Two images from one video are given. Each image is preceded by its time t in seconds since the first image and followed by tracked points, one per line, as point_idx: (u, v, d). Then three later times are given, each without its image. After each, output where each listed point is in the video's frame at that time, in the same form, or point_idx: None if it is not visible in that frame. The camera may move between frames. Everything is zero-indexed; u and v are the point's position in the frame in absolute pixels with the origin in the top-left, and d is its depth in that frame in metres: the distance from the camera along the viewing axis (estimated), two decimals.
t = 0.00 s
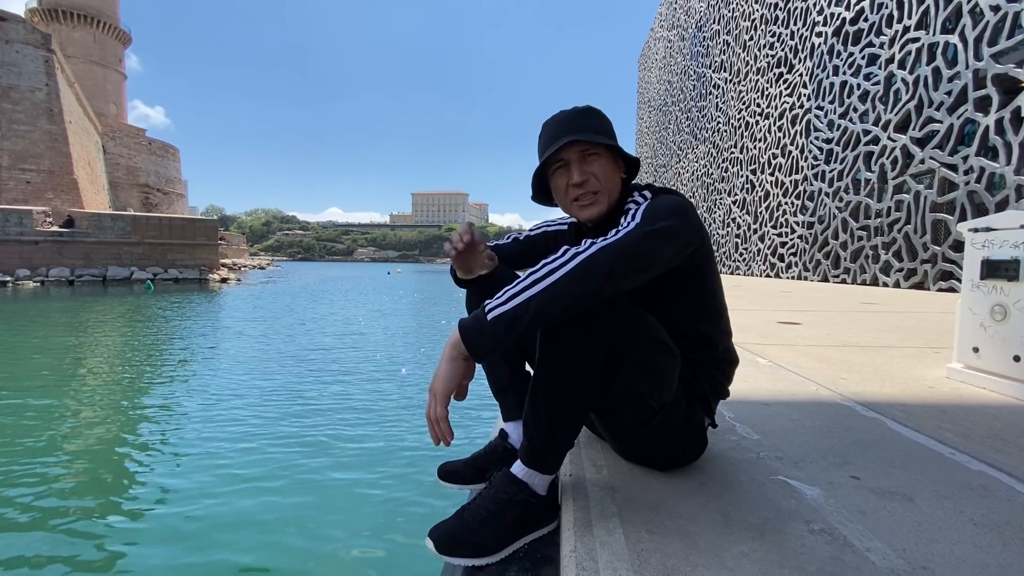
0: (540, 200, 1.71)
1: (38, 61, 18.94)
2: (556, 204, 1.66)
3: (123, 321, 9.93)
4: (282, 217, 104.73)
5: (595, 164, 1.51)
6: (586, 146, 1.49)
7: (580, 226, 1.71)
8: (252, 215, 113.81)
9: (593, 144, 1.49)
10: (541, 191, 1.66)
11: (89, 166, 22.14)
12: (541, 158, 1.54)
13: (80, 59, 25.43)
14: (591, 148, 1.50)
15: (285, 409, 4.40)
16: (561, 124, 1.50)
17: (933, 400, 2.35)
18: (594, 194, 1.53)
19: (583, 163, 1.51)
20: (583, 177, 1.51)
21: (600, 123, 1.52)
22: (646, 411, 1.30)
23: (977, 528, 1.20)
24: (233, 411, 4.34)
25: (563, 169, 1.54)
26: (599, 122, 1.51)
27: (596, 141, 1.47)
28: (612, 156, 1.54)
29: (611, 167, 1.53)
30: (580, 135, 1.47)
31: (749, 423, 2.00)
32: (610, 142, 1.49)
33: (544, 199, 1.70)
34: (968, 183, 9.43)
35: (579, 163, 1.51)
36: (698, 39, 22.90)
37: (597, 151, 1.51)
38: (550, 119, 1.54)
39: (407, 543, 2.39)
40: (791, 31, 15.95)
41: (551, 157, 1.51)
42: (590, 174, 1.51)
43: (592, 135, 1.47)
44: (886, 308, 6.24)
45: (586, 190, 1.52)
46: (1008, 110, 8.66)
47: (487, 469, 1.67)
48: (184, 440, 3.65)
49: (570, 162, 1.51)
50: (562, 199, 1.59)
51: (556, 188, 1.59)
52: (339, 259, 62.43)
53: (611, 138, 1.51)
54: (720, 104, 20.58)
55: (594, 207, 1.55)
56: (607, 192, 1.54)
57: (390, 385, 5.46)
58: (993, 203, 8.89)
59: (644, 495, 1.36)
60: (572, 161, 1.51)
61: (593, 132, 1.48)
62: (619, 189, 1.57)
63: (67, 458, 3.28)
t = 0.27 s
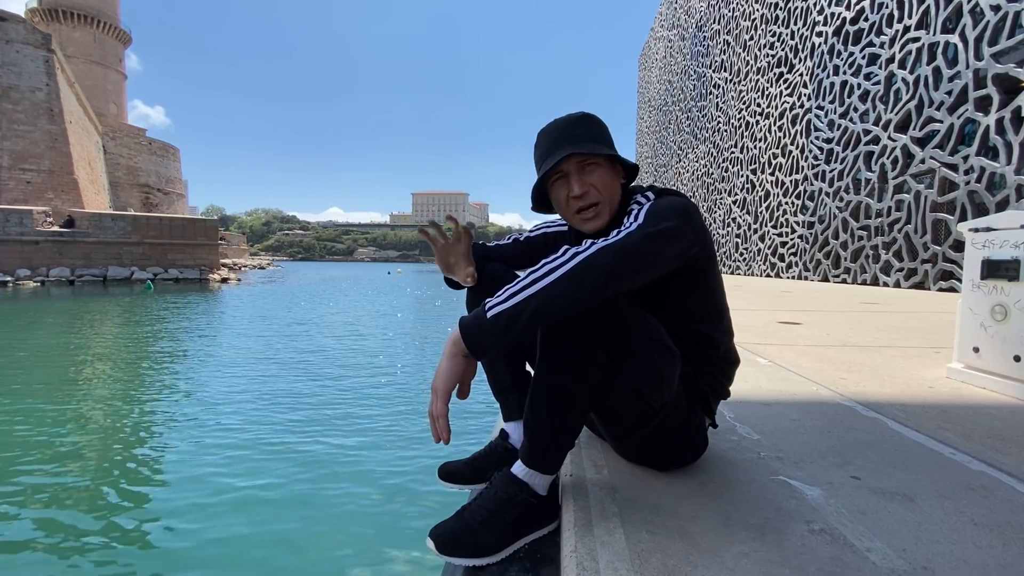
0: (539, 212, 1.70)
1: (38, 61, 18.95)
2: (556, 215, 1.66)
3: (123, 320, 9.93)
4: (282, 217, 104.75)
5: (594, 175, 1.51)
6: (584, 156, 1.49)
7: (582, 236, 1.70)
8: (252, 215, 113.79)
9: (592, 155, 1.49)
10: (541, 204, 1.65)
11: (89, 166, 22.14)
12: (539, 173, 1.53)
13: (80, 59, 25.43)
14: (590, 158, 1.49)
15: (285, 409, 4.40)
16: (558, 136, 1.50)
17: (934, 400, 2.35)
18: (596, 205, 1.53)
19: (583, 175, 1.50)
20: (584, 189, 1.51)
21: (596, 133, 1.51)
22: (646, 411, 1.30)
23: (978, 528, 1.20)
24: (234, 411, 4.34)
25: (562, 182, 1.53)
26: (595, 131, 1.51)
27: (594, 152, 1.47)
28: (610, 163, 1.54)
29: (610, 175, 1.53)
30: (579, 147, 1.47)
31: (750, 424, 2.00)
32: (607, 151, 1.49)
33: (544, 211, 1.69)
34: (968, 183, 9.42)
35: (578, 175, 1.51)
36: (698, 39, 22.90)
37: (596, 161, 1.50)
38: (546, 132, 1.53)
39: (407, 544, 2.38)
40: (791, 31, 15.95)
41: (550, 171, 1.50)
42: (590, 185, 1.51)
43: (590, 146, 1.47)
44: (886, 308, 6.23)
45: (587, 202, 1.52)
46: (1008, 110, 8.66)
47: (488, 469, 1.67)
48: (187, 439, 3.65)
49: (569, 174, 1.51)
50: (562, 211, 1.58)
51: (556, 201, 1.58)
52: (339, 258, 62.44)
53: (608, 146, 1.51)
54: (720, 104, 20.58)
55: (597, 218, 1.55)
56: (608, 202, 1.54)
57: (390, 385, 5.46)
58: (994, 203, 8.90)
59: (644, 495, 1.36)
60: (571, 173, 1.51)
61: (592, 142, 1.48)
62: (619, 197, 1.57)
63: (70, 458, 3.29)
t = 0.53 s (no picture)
0: (539, 201, 1.72)
1: (38, 61, 18.96)
2: (555, 205, 1.66)
3: (124, 320, 9.93)
4: (282, 217, 104.75)
5: (594, 167, 1.51)
6: (586, 147, 1.50)
7: (581, 228, 1.71)
8: (253, 215, 113.80)
9: (593, 146, 1.49)
10: (540, 192, 1.67)
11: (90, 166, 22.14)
12: (540, 159, 1.55)
13: (81, 59, 25.44)
14: (590, 150, 1.50)
15: (286, 409, 4.40)
16: (561, 126, 1.50)
17: (934, 400, 2.35)
18: (593, 197, 1.53)
19: (582, 166, 1.51)
20: (582, 180, 1.51)
21: (600, 126, 1.51)
22: (647, 411, 1.30)
23: (978, 528, 1.20)
24: (236, 410, 4.35)
25: (561, 171, 1.54)
26: (600, 124, 1.51)
27: (595, 143, 1.48)
28: (612, 158, 1.54)
29: (611, 169, 1.53)
30: (580, 136, 1.47)
31: (750, 423, 2.00)
32: (609, 145, 1.49)
33: (544, 200, 1.70)
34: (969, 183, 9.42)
35: (578, 165, 1.51)
36: (699, 39, 22.90)
37: (597, 152, 1.51)
38: (551, 119, 1.54)
39: (408, 544, 2.38)
40: (792, 31, 15.96)
41: (551, 158, 1.52)
42: (589, 176, 1.51)
43: (591, 137, 1.47)
44: (886, 308, 6.23)
45: (583, 192, 1.53)
46: (1009, 109, 8.67)
47: (488, 469, 1.67)
48: (188, 439, 3.66)
49: (569, 163, 1.52)
50: (560, 201, 1.59)
51: (554, 190, 1.59)
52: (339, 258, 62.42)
53: (612, 140, 1.51)
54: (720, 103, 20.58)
55: (592, 210, 1.55)
56: (606, 195, 1.54)
57: (390, 385, 5.46)
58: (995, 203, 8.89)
59: (645, 495, 1.36)
60: (570, 162, 1.52)
61: (594, 134, 1.48)
62: (619, 192, 1.58)
63: (72, 458, 3.29)
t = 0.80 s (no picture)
0: (540, 200, 1.72)
1: (39, 61, 18.95)
2: (556, 203, 1.67)
3: (124, 320, 9.92)
4: (283, 217, 104.83)
5: (593, 163, 1.51)
6: (584, 143, 1.50)
7: (582, 227, 1.70)
8: (253, 215, 113.81)
9: (591, 142, 1.50)
10: (541, 190, 1.67)
11: (90, 166, 22.12)
12: (540, 157, 1.56)
13: (81, 59, 25.46)
14: (589, 146, 1.51)
15: (287, 409, 4.41)
16: (559, 123, 1.51)
17: (935, 400, 2.34)
18: (593, 193, 1.53)
19: (582, 162, 1.51)
20: (581, 175, 1.52)
21: (599, 122, 1.52)
22: (647, 410, 1.30)
23: (978, 527, 1.20)
24: (236, 409, 4.35)
25: (561, 168, 1.55)
26: (599, 121, 1.52)
27: (594, 139, 1.49)
28: (612, 154, 1.55)
29: (610, 166, 1.54)
30: (578, 132, 1.48)
31: (750, 423, 2.00)
32: (607, 140, 1.50)
33: (545, 199, 1.71)
34: (970, 182, 9.41)
35: (577, 161, 1.52)
36: (699, 39, 22.89)
37: (596, 149, 1.51)
38: (551, 118, 1.55)
39: (410, 543, 2.39)
40: (792, 30, 15.95)
41: (550, 155, 1.52)
42: (588, 171, 1.51)
43: (589, 133, 1.48)
44: (885, 307, 6.23)
45: (583, 188, 1.53)
46: (1010, 109, 8.67)
47: (488, 469, 1.67)
48: (189, 438, 3.67)
49: (568, 160, 1.52)
50: (561, 198, 1.59)
51: (555, 187, 1.60)
52: (340, 258, 62.42)
53: (610, 137, 1.52)
54: (721, 103, 20.57)
55: (592, 205, 1.55)
56: (606, 191, 1.54)
57: (390, 384, 5.46)
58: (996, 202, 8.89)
59: (645, 494, 1.36)
60: (570, 159, 1.52)
61: (593, 130, 1.49)
62: (619, 188, 1.58)
63: (74, 457, 3.30)
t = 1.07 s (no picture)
0: (540, 201, 1.72)
1: (40, 61, 18.95)
2: (556, 204, 1.67)
3: (126, 319, 9.93)
4: (283, 217, 104.84)
5: (592, 164, 1.51)
6: (583, 144, 1.50)
7: (582, 226, 1.70)
8: (253, 214, 113.81)
9: (589, 143, 1.50)
10: (541, 191, 1.68)
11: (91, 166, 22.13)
12: (538, 159, 1.56)
13: (82, 59, 25.47)
14: (588, 147, 1.50)
15: (288, 408, 4.41)
16: (558, 125, 1.51)
17: (935, 399, 2.34)
18: (592, 193, 1.53)
19: (580, 163, 1.51)
20: (580, 176, 1.51)
21: (597, 123, 1.52)
22: (647, 409, 1.30)
23: (979, 527, 1.20)
24: (237, 408, 4.36)
25: (560, 169, 1.55)
26: (596, 122, 1.52)
27: (592, 140, 1.48)
28: (610, 155, 1.55)
29: (608, 167, 1.54)
30: (577, 134, 1.48)
31: (750, 422, 2.00)
32: (606, 141, 1.49)
33: (545, 200, 1.71)
34: (971, 182, 9.40)
35: (576, 162, 1.52)
36: (700, 38, 22.88)
37: (594, 150, 1.51)
38: (549, 120, 1.55)
39: (410, 542, 2.38)
40: (793, 29, 15.93)
41: (549, 157, 1.52)
42: (587, 173, 1.51)
43: (587, 134, 1.48)
44: (886, 307, 6.23)
45: (582, 189, 1.52)
46: (1011, 108, 8.67)
47: (489, 468, 1.67)
48: (190, 438, 3.66)
49: (567, 161, 1.52)
50: (560, 199, 1.59)
51: (554, 189, 1.60)
52: (340, 258, 62.44)
53: (608, 137, 1.52)
54: (721, 102, 20.55)
55: (591, 205, 1.55)
56: (605, 192, 1.54)
57: (390, 384, 5.46)
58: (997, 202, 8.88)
59: (645, 494, 1.36)
60: (568, 160, 1.52)
61: (591, 131, 1.49)
62: (618, 188, 1.58)
63: (75, 456, 3.30)
